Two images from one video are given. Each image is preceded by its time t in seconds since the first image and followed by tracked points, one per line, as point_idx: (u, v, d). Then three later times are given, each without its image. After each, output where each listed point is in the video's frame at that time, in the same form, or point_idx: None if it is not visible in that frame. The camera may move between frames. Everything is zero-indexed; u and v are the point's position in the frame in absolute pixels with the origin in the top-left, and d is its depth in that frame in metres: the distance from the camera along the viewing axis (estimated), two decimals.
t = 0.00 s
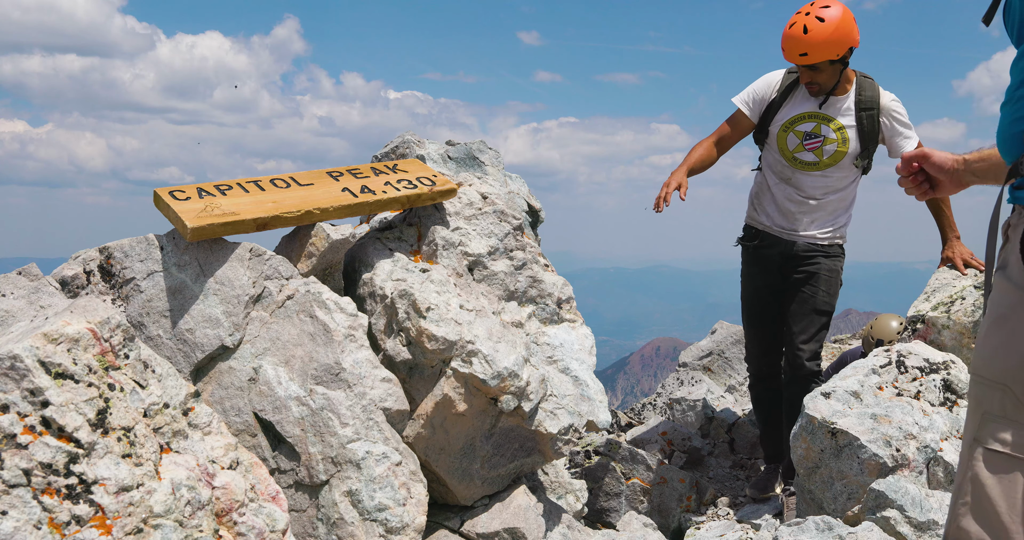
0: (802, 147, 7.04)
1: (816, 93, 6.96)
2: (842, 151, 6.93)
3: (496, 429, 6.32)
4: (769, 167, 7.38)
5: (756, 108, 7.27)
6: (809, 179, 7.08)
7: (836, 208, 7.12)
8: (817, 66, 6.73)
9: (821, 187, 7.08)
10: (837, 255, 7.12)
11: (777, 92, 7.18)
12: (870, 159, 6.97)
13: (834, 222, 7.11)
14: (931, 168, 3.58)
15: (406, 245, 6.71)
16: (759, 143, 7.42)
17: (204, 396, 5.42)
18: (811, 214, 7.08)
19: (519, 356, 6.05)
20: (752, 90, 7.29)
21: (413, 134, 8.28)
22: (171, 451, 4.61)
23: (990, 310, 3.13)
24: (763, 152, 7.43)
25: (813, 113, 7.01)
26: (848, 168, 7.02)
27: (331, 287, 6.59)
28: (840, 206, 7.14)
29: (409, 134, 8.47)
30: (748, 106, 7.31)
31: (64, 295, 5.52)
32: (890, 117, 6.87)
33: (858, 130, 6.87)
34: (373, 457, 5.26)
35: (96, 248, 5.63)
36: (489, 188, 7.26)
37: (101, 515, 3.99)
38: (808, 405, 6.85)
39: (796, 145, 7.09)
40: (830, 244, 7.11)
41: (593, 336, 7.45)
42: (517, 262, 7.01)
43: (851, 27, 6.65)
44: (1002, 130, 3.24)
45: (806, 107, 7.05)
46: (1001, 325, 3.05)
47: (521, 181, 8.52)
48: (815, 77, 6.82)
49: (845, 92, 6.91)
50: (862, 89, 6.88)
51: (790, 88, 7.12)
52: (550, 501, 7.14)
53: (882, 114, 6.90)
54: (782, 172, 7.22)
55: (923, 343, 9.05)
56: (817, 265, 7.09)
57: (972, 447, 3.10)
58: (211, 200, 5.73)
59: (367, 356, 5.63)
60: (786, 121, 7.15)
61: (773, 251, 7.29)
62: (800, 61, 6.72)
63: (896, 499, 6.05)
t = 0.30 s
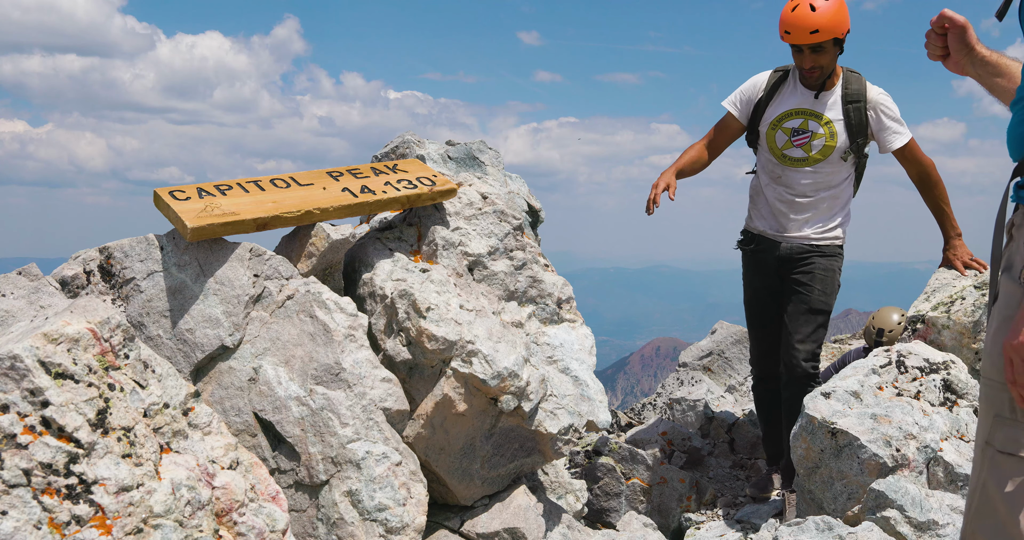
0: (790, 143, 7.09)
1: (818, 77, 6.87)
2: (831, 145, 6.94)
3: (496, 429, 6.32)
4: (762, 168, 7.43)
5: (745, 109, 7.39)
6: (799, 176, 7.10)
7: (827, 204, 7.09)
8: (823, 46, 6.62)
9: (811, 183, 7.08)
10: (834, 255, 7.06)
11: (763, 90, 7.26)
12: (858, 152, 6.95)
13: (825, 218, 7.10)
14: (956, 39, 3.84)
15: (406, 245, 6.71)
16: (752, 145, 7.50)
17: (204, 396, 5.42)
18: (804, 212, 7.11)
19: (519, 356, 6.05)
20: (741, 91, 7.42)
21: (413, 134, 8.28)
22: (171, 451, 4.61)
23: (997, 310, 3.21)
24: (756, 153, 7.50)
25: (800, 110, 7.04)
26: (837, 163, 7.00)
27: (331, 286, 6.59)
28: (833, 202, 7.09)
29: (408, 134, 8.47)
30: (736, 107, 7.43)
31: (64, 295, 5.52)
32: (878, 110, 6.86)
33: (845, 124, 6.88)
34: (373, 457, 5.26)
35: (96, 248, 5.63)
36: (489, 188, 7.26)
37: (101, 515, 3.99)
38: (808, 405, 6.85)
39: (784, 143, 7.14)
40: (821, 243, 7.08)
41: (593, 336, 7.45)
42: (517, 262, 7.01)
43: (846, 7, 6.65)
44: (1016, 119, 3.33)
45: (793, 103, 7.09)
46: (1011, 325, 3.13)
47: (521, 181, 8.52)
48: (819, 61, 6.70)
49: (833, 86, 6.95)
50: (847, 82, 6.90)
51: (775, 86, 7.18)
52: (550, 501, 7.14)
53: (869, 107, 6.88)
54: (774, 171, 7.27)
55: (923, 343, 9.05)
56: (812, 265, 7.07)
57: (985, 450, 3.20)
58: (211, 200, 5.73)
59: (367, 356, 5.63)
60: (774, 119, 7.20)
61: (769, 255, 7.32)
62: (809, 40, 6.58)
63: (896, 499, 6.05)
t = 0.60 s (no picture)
0: (792, 140, 6.98)
1: (826, 68, 6.77)
2: (833, 145, 6.91)
3: (496, 429, 6.32)
4: (756, 164, 7.28)
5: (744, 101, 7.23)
6: (798, 175, 7.01)
7: (828, 204, 7.09)
8: (834, 30, 6.65)
9: (811, 183, 7.02)
10: (834, 262, 7.15)
11: (764, 85, 7.16)
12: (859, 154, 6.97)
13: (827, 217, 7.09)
14: (968, 47, 3.85)
15: (406, 245, 6.71)
16: (745, 140, 7.32)
17: (204, 396, 5.43)
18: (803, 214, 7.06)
19: (519, 356, 6.04)
20: (740, 83, 7.27)
21: (413, 134, 8.28)
22: (171, 451, 4.61)
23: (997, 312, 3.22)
24: (749, 149, 7.35)
25: (804, 107, 6.97)
26: (837, 164, 7.00)
27: (331, 286, 6.59)
28: (833, 204, 7.13)
29: (409, 134, 8.47)
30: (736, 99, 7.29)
31: (64, 295, 5.52)
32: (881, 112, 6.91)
33: (850, 125, 6.87)
34: (373, 457, 5.26)
35: (96, 248, 5.62)
36: (489, 188, 7.26)
37: (101, 515, 3.99)
38: (808, 405, 6.85)
39: (784, 139, 7.03)
40: (821, 247, 7.09)
41: (593, 336, 7.45)
42: (517, 262, 7.01)
43: None
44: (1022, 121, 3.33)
45: (795, 100, 7.02)
46: (1012, 327, 3.12)
47: (521, 181, 8.52)
48: (830, 45, 6.67)
49: (837, 85, 6.93)
50: (853, 83, 6.90)
51: (778, 80, 7.10)
52: (550, 501, 7.14)
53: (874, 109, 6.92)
54: (772, 169, 7.13)
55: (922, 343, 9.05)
56: (814, 273, 7.12)
57: (980, 451, 3.20)
58: (211, 200, 5.73)
59: (367, 356, 5.63)
60: (775, 114, 7.09)
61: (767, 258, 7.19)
62: (823, 18, 6.57)
63: (896, 499, 6.04)
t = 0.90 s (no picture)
0: (767, 145, 6.89)
1: (797, 67, 6.76)
2: (808, 148, 6.90)
3: (496, 428, 6.32)
4: (730, 171, 7.18)
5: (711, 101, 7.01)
6: (775, 180, 6.96)
7: (807, 209, 7.09)
8: (806, 28, 6.63)
9: (787, 189, 7.00)
10: (812, 266, 7.16)
11: (733, 88, 7.02)
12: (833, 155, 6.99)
13: (806, 222, 7.11)
14: (956, 46, 3.84)
15: (406, 245, 6.71)
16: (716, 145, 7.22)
17: (204, 396, 5.43)
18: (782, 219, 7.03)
19: (519, 356, 6.04)
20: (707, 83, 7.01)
21: (413, 134, 8.28)
22: (171, 451, 4.61)
23: (1003, 311, 3.21)
24: (721, 154, 7.24)
25: (774, 110, 6.90)
26: (812, 166, 6.99)
27: (331, 286, 6.59)
28: (809, 207, 7.13)
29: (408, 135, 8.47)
30: (701, 97, 7.01)
31: (64, 295, 5.52)
32: (853, 106, 6.92)
33: (822, 124, 6.89)
34: (373, 457, 5.26)
35: (97, 248, 5.63)
36: (489, 188, 7.26)
37: (101, 515, 3.99)
38: (808, 405, 6.85)
39: (758, 144, 6.94)
40: (802, 253, 7.10)
41: (593, 336, 7.45)
42: (517, 262, 7.01)
43: None
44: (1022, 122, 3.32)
45: (766, 104, 6.93)
46: (1016, 327, 3.13)
47: (521, 181, 8.52)
48: (804, 44, 6.64)
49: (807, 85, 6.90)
50: (822, 81, 6.89)
51: (748, 83, 6.97)
52: (550, 501, 7.14)
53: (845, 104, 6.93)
54: (747, 176, 7.05)
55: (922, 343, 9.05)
56: (796, 278, 7.09)
57: (986, 451, 3.20)
58: (211, 200, 5.73)
59: (367, 356, 5.63)
60: (747, 119, 6.98)
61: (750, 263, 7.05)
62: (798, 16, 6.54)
63: (896, 499, 6.04)
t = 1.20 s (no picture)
0: (692, 168, 6.66)
1: (704, 80, 6.51)
2: (735, 162, 6.61)
3: (496, 428, 6.32)
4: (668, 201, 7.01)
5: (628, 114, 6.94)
6: (709, 203, 6.73)
7: (754, 230, 6.80)
8: (709, 40, 6.45)
9: (725, 210, 6.74)
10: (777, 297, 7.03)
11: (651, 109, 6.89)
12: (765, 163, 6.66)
13: (753, 246, 6.80)
14: (933, 40, 3.97)
15: (406, 245, 6.71)
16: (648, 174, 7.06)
17: (204, 396, 5.43)
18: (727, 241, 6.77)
19: (519, 356, 6.04)
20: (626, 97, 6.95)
21: (413, 134, 8.28)
22: (171, 451, 4.61)
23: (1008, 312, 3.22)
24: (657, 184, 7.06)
25: (693, 129, 6.70)
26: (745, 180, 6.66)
27: (331, 286, 6.59)
28: (755, 229, 6.81)
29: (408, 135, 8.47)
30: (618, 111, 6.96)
31: (64, 295, 5.52)
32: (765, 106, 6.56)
33: (742, 133, 6.62)
34: (373, 457, 5.26)
35: (96, 248, 5.62)
36: (489, 188, 7.26)
37: (101, 515, 3.99)
38: (808, 405, 6.91)
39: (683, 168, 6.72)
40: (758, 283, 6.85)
41: (593, 336, 7.44)
42: (517, 262, 7.01)
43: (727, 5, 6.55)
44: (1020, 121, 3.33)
45: (683, 124, 6.74)
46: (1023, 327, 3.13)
47: (520, 181, 8.51)
48: (710, 56, 6.45)
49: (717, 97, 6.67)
50: (729, 88, 6.65)
51: (664, 103, 6.81)
52: (550, 501, 7.13)
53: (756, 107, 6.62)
54: (683, 202, 6.86)
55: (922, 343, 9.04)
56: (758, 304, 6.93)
57: (991, 451, 3.20)
58: (211, 200, 5.73)
59: (367, 356, 5.63)
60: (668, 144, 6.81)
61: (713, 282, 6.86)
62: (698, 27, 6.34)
63: (896, 499, 6.04)
